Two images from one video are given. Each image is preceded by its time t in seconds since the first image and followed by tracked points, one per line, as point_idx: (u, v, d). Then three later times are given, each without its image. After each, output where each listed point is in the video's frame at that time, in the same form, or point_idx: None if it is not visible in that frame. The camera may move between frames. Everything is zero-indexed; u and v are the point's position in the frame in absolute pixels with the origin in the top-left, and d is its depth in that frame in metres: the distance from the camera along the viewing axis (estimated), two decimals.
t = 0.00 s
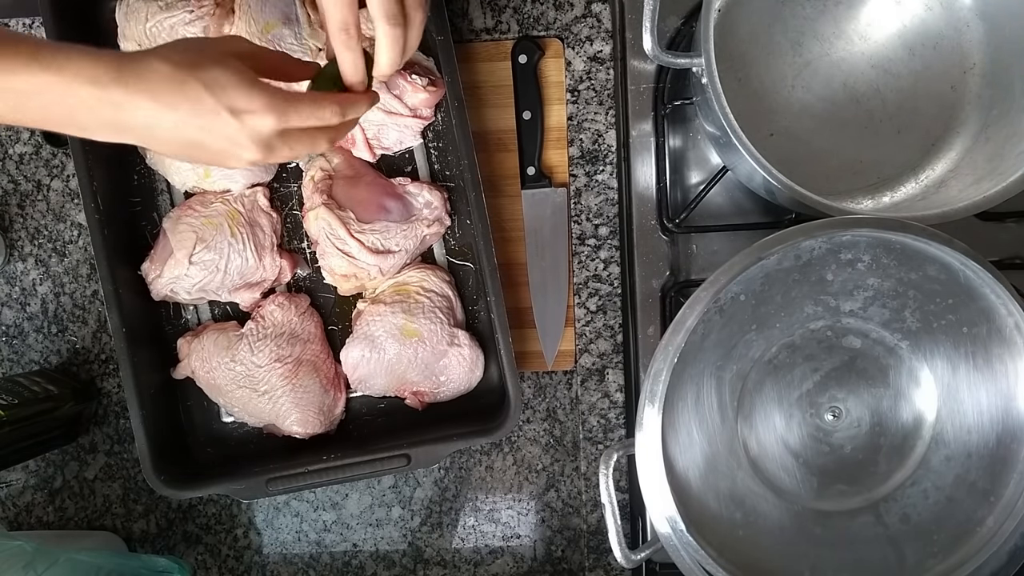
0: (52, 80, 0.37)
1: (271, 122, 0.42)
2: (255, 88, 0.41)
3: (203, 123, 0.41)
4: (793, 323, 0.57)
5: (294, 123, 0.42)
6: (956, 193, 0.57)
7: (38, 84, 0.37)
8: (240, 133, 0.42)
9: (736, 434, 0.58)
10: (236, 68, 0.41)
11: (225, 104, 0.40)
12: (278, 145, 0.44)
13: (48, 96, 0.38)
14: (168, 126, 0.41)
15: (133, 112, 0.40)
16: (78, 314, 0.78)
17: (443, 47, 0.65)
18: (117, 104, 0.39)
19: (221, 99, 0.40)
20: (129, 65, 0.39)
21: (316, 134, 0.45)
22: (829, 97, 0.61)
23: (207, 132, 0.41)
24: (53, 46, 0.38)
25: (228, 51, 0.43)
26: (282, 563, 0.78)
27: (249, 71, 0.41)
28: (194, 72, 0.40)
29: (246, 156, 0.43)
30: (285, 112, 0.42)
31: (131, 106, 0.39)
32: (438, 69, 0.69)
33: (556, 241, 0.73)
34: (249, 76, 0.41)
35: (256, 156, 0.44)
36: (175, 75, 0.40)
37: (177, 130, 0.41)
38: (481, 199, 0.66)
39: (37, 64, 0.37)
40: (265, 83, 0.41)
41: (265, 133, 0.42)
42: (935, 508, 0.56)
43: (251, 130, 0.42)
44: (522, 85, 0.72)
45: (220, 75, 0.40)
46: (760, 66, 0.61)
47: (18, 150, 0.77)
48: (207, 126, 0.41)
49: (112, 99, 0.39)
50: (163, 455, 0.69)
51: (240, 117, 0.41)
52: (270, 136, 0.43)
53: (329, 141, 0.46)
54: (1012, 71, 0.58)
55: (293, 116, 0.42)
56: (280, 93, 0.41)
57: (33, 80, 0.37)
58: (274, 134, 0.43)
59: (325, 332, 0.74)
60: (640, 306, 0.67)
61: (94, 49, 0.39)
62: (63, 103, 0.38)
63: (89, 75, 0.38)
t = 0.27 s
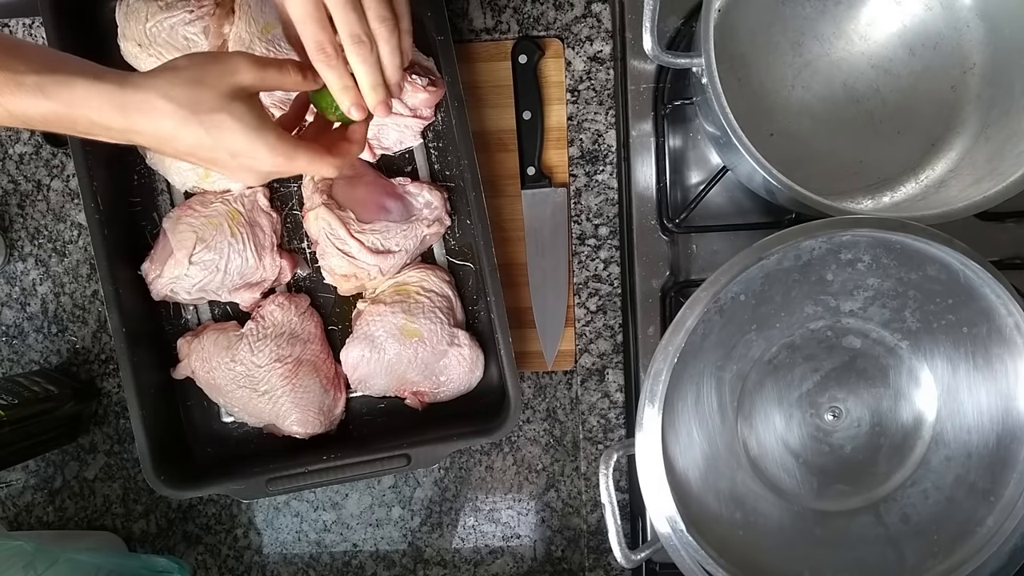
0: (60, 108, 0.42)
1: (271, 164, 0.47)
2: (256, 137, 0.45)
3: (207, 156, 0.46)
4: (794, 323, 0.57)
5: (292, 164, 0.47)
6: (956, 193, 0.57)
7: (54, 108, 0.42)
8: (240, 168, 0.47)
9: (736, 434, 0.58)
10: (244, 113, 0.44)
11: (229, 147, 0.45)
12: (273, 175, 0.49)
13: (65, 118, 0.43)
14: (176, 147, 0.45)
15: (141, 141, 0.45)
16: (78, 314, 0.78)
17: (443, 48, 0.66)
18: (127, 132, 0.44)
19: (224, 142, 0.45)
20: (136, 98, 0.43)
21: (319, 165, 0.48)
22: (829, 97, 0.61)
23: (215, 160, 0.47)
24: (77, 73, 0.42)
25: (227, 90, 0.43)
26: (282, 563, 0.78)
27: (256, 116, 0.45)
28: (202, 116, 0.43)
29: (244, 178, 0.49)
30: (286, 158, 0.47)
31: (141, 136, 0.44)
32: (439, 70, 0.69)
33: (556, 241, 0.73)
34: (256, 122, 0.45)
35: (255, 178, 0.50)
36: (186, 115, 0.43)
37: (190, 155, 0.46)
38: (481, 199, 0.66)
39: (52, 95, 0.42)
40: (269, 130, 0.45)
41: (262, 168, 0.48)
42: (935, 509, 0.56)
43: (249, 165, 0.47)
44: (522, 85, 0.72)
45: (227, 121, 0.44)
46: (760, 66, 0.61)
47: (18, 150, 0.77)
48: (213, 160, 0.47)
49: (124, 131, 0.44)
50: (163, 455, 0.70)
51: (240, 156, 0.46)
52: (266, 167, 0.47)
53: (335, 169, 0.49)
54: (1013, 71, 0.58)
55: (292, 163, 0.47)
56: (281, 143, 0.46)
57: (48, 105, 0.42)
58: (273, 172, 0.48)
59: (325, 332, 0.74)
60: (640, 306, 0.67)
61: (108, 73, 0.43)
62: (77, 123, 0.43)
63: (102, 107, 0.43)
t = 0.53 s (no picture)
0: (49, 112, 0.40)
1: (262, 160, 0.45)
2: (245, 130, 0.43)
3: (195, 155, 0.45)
4: (794, 323, 0.57)
5: (282, 159, 0.45)
6: (956, 193, 0.57)
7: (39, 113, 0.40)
8: (232, 165, 0.45)
9: (736, 434, 0.58)
10: (230, 107, 0.43)
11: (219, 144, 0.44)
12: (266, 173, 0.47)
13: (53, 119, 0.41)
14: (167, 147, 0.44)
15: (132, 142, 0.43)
16: (78, 314, 0.78)
17: (443, 48, 0.66)
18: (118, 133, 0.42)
19: (213, 138, 0.43)
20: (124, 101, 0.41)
21: (311, 158, 0.46)
22: (829, 97, 0.61)
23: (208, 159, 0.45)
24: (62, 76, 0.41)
25: (216, 85, 0.42)
26: (282, 563, 0.78)
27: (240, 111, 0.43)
28: (190, 114, 0.42)
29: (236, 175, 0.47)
30: (275, 152, 0.45)
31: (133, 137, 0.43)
32: (439, 70, 0.69)
33: (556, 241, 0.73)
34: (244, 118, 0.43)
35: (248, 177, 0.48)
36: (174, 113, 0.42)
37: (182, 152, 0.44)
38: (481, 199, 0.66)
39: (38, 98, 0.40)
40: (257, 126, 0.43)
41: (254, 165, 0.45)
42: (935, 509, 0.56)
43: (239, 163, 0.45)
44: (522, 86, 0.72)
45: (214, 115, 0.42)
46: (760, 66, 0.61)
47: (18, 149, 0.77)
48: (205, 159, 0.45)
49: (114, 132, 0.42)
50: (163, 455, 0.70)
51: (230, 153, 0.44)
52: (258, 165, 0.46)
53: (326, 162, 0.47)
54: (1012, 72, 0.58)
55: (280, 158, 0.45)
56: (274, 137, 0.44)
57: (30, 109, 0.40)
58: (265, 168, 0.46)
59: (325, 332, 0.74)
60: (640, 306, 0.67)
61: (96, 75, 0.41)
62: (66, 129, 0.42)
63: (89, 107, 0.41)
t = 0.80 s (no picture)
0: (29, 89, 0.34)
1: (260, 124, 0.37)
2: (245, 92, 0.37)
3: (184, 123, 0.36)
4: (794, 323, 0.57)
5: (280, 124, 0.37)
6: (955, 193, 0.57)
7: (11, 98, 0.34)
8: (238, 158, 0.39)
9: (736, 434, 0.58)
10: (228, 71, 0.37)
11: (213, 108, 0.36)
12: (271, 151, 0.39)
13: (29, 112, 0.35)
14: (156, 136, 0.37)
15: (114, 123, 0.36)
16: (78, 314, 0.78)
17: (443, 47, 0.66)
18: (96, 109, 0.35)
19: (211, 101, 0.36)
20: (127, 76, 0.36)
21: (310, 109, 0.37)
22: (829, 97, 0.61)
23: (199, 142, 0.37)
24: (48, 55, 0.35)
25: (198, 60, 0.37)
26: (281, 563, 0.78)
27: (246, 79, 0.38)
28: (183, 78, 0.36)
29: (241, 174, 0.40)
30: (273, 114, 0.37)
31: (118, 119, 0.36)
32: (439, 70, 0.69)
33: (556, 241, 0.73)
34: (239, 78, 0.37)
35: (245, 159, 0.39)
36: (165, 82, 0.36)
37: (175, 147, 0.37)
38: (481, 199, 0.66)
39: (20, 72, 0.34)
40: (256, 85, 0.37)
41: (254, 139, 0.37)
42: (935, 509, 0.56)
43: (237, 135, 0.37)
44: (522, 86, 0.72)
45: (210, 83, 0.37)
46: (760, 66, 0.61)
47: (18, 149, 0.77)
48: (195, 137, 0.37)
49: (92, 108, 0.35)
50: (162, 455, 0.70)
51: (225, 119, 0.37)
52: (259, 143, 0.38)
53: (327, 114, 0.38)
54: (1012, 72, 0.58)
55: (279, 117, 0.37)
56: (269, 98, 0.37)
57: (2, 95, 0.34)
58: (265, 142, 0.38)
59: (325, 332, 0.74)
60: (640, 306, 0.67)
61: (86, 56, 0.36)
62: (42, 115, 0.35)
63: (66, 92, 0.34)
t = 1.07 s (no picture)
0: (51, 78, 0.40)
1: (264, 92, 0.43)
2: (250, 63, 0.42)
3: (196, 99, 0.42)
4: (794, 323, 0.57)
5: (283, 94, 0.43)
6: (955, 193, 0.57)
7: (34, 90, 0.40)
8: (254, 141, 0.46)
9: (736, 434, 0.58)
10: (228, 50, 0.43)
11: (219, 78, 0.42)
12: (274, 119, 0.44)
13: (50, 101, 0.40)
14: (162, 117, 0.42)
15: (128, 108, 0.41)
16: (78, 314, 0.78)
17: (443, 47, 0.66)
18: (114, 97, 0.41)
19: (214, 73, 0.42)
20: (133, 64, 0.41)
21: (310, 87, 0.43)
22: (829, 97, 0.61)
23: (201, 117, 0.43)
24: (59, 54, 0.41)
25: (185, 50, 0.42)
26: (281, 563, 0.78)
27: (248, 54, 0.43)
28: (184, 57, 0.42)
29: (236, 154, 0.46)
30: (275, 84, 0.43)
31: (129, 104, 0.41)
32: (439, 70, 0.69)
33: (556, 241, 0.73)
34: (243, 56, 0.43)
35: (253, 132, 0.44)
36: (171, 63, 0.42)
37: (175, 127, 0.43)
38: (481, 199, 0.66)
39: (42, 64, 0.40)
40: (259, 60, 0.43)
41: (258, 104, 0.43)
42: (935, 508, 0.56)
43: (242, 102, 0.43)
44: (522, 85, 0.72)
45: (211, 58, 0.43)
46: (760, 66, 0.61)
47: (18, 149, 0.77)
48: (203, 110, 0.42)
49: (108, 95, 0.41)
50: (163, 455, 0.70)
51: (233, 88, 0.42)
52: (259, 113, 0.43)
53: (329, 96, 0.43)
54: (1012, 71, 0.58)
55: (282, 87, 0.43)
56: (272, 68, 0.43)
57: (25, 87, 0.39)
58: (269, 108, 0.44)
59: (325, 332, 0.74)
60: (640, 306, 0.67)
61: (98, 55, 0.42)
62: (62, 101, 0.40)
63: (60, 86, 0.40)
